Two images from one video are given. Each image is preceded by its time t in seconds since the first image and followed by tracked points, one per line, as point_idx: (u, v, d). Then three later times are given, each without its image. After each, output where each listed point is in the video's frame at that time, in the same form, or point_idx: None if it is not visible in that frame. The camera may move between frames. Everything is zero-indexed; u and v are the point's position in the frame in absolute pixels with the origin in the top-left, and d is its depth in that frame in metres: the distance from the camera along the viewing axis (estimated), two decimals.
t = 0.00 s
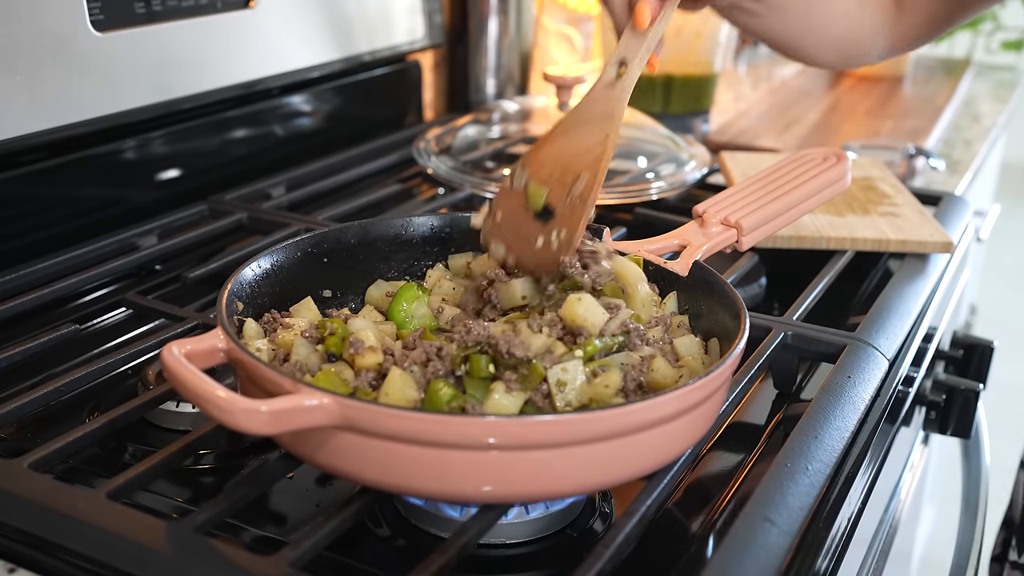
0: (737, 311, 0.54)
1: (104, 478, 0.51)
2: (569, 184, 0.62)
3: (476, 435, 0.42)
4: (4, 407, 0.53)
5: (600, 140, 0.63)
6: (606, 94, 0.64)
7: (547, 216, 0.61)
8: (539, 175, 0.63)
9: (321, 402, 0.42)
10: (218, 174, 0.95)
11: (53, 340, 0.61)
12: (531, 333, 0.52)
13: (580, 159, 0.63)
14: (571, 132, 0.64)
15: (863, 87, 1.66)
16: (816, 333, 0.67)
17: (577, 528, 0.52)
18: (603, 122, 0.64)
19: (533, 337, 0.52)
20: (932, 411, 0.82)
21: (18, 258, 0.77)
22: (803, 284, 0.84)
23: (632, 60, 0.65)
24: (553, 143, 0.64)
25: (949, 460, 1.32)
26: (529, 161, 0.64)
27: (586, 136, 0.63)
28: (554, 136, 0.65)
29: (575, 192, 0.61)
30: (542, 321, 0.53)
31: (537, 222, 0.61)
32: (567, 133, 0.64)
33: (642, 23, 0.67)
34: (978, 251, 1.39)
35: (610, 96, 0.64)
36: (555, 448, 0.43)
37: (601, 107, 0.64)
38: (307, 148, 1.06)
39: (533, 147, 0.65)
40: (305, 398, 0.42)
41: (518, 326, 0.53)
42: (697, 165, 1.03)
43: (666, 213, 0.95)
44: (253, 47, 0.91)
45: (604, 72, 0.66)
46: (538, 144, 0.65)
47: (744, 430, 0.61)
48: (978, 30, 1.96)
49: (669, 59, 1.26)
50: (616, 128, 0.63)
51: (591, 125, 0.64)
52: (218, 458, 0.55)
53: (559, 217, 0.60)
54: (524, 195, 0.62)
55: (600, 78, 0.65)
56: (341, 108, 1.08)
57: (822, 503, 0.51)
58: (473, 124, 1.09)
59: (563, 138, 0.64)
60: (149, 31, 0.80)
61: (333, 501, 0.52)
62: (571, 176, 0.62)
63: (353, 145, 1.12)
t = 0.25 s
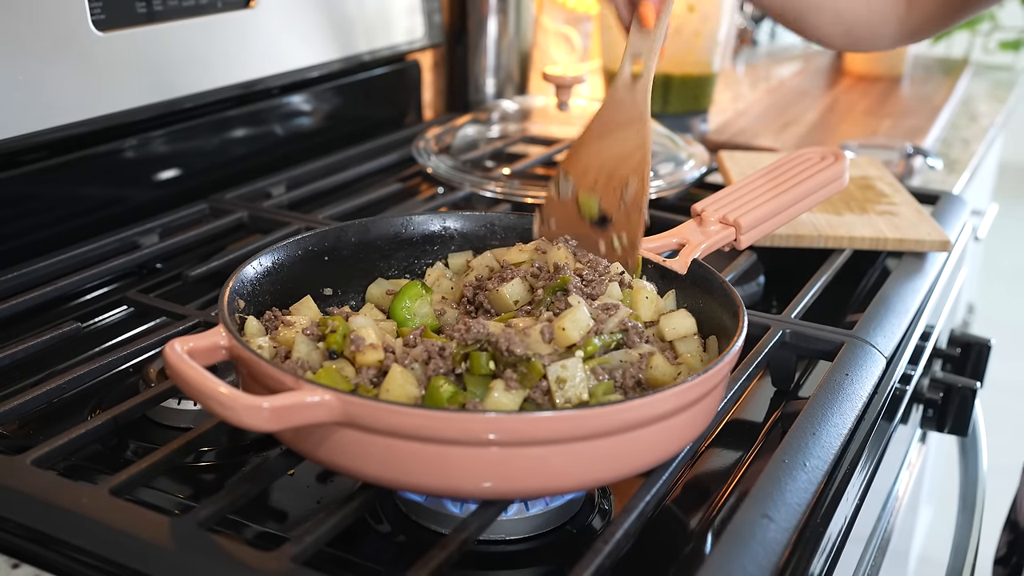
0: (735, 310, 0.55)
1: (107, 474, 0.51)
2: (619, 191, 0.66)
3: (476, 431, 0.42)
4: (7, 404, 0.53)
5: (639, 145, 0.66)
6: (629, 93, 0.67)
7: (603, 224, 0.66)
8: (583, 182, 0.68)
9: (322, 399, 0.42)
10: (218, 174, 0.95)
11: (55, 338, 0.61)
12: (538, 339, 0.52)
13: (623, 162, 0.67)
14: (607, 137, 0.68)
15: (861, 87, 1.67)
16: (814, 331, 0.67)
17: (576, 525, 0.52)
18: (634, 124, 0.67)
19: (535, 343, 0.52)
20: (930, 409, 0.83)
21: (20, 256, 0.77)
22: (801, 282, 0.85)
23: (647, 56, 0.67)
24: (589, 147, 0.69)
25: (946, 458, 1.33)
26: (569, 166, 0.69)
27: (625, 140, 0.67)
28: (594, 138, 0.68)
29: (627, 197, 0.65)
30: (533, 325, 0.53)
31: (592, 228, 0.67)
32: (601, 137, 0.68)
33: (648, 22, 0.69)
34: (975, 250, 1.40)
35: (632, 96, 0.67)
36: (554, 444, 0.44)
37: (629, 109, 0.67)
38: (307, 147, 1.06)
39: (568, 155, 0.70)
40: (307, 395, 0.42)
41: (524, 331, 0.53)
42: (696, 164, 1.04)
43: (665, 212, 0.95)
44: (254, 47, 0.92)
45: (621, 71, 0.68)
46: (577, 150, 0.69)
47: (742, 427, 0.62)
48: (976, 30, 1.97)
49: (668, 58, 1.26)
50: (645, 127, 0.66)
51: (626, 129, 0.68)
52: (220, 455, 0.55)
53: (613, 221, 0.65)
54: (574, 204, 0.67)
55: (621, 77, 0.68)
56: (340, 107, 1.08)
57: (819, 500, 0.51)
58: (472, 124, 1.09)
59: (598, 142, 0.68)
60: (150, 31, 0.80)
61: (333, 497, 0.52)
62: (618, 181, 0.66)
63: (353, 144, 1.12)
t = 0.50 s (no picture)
0: (732, 309, 0.55)
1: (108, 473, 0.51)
2: (504, 245, 0.66)
3: (475, 429, 0.43)
4: (8, 403, 0.54)
5: (526, 198, 0.67)
6: (517, 146, 0.68)
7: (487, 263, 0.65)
8: (471, 237, 0.66)
9: (322, 397, 0.43)
10: (217, 174, 0.95)
11: (56, 337, 0.62)
12: (534, 347, 0.53)
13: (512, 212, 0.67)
14: (492, 189, 0.68)
15: (859, 87, 1.67)
16: (811, 331, 0.68)
17: (574, 523, 0.53)
18: (519, 177, 0.67)
19: (533, 353, 0.52)
20: (927, 407, 0.83)
21: (21, 255, 0.78)
22: (798, 282, 0.85)
23: (534, 110, 0.69)
24: (475, 204, 0.67)
25: (943, 458, 1.33)
26: (456, 222, 0.67)
27: (509, 193, 0.67)
28: (474, 195, 0.67)
29: (514, 249, 0.66)
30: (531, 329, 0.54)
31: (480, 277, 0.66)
32: (486, 191, 0.68)
33: (534, 72, 0.68)
34: (973, 250, 1.40)
35: (517, 149, 0.68)
36: (552, 442, 0.44)
37: (518, 162, 0.68)
38: (306, 147, 1.06)
39: (455, 211, 0.67)
40: (307, 393, 0.43)
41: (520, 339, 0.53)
42: (694, 164, 1.04)
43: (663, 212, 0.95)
44: (254, 47, 0.92)
45: (508, 125, 0.69)
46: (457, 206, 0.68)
47: (740, 426, 0.62)
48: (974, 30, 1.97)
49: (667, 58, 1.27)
50: (532, 178, 0.67)
51: (513, 179, 0.68)
52: (220, 453, 0.56)
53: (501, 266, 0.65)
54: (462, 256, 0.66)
55: (506, 131, 0.69)
56: (339, 108, 1.09)
57: (815, 498, 0.52)
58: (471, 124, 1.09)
59: (488, 196, 0.67)
60: (150, 31, 0.81)
61: (333, 495, 0.52)
62: (505, 237, 0.66)
63: (352, 144, 1.12)
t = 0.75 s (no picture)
0: (727, 305, 0.55)
1: (106, 471, 0.52)
2: (424, 268, 0.55)
3: (471, 425, 0.43)
4: (7, 402, 0.54)
5: (447, 221, 0.55)
6: (442, 163, 0.57)
7: (407, 292, 0.55)
8: (392, 261, 0.56)
9: (319, 395, 0.43)
10: (216, 174, 0.96)
11: (55, 337, 0.62)
12: (528, 345, 0.53)
13: (428, 237, 0.55)
14: (416, 211, 0.57)
15: (856, 86, 1.67)
16: (806, 329, 0.68)
17: (570, 520, 0.53)
18: (443, 197, 0.56)
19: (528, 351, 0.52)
20: (923, 406, 0.83)
21: (20, 256, 0.78)
22: (794, 281, 0.85)
23: (461, 128, 0.58)
24: (400, 223, 0.57)
25: (939, 456, 1.33)
26: (382, 246, 0.57)
27: (432, 216, 0.56)
28: (404, 213, 0.57)
29: (432, 277, 0.55)
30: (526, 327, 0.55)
31: (401, 307, 0.55)
32: (408, 215, 0.57)
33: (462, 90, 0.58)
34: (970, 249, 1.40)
35: (443, 168, 0.57)
36: (547, 439, 0.44)
37: (441, 181, 0.57)
38: (303, 147, 1.06)
39: (381, 234, 0.58)
40: (304, 391, 0.43)
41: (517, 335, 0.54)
42: (690, 164, 1.04)
43: (660, 211, 0.95)
44: (251, 48, 0.92)
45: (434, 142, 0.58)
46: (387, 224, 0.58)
47: (735, 424, 0.62)
48: (971, 30, 1.98)
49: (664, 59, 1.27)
50: (451, 198, 0.55)
51: (432, 202, 0.56)
52: (218, 452, 0.56)
53: (419, 297, 0.55)
54: (384, 284, 0.56)
55: (432, 148, 0.58)
56: (337, 108, 1.09)
57: (810, 493, 0.52)
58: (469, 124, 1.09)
59: (410, 219, 0.57)
60: (148, 32, 0.81)
61: (331, 493, 0.53)
62: (425, 258, 0.55)
63: (349, 144, 1.13)
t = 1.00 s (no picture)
0: (725, 304, 0.55)
1: (106, 470, 0.52)
2: (369, 177, 0.56)
3: (469, 424, 0.43)
4: (7, 402, 0.54)
5: (399, 128, 0.56)
6: (405, 71, 0.56)
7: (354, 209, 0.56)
8: (351, 173, 0.56)
9: (318, 393, 0.43)
10: (215, 175, 0.96)
11: (54, 337, 0.62)
12: (526, 344, 0.53)
13: (385, 149, 0.56)
14: (373, 120, 0.56)
15: (854, 86, 1.68)
16: (804, 327, 0.68)
17: (569, 518, 0.53)
18: (396, 109, 0.56)
19: (525, 352, 0.52)
20: (920, 403, 0.84)
21: (19, 257, 0.78)
22: (792, 280, 0.86)
23: (428, 36, 0.55)
24: (357, 142, 0.56)
25: (937, 455, 1.34)
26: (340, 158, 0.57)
27: (387, 125, 0.56)
28: (362, 131, 0.57)
29: (381, 182, 0.55)
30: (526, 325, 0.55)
31: (349, 225, 0.56)
32: (370, 121, 0.57)
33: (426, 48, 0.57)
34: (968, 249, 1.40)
35: (405, 77, 0.56)
36: (546, 437, 0.45)
37: (402, 95, 0.56)
38: (301, 148, 1.06)
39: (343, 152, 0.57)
40: (304, 390, 0.43)
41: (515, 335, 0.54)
42: (688, 164, 1.04)
43: (659, 211, 0.96)
44: (250, 49, 0.92)
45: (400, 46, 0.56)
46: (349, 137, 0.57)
47: (734, 422, 0.62)
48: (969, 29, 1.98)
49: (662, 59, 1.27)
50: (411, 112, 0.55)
51: (383, 116, 0.56)
52: (217, 451, 0.56)
53: (365, 214, 0.55)
54: (336, 198, 0.57)
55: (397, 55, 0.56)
56: (335, 108, 1.09)
57: (808, 490, 0.52)
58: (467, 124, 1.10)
59: (367, 132, 0.56)
60: (147, 33, 0.81)
61: (330, 492, 0.53)
62: (375, 169, 0.56)
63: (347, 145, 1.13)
